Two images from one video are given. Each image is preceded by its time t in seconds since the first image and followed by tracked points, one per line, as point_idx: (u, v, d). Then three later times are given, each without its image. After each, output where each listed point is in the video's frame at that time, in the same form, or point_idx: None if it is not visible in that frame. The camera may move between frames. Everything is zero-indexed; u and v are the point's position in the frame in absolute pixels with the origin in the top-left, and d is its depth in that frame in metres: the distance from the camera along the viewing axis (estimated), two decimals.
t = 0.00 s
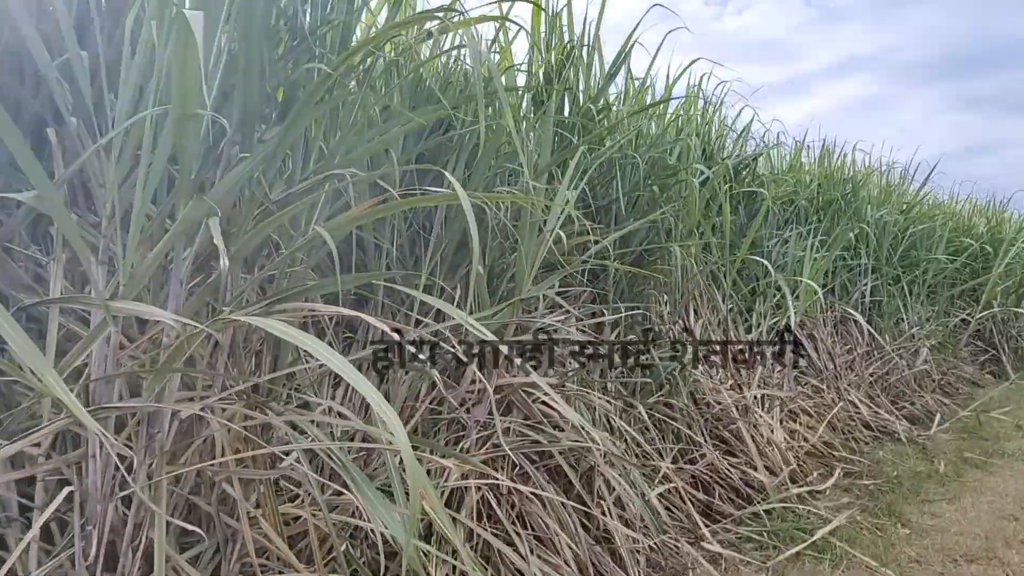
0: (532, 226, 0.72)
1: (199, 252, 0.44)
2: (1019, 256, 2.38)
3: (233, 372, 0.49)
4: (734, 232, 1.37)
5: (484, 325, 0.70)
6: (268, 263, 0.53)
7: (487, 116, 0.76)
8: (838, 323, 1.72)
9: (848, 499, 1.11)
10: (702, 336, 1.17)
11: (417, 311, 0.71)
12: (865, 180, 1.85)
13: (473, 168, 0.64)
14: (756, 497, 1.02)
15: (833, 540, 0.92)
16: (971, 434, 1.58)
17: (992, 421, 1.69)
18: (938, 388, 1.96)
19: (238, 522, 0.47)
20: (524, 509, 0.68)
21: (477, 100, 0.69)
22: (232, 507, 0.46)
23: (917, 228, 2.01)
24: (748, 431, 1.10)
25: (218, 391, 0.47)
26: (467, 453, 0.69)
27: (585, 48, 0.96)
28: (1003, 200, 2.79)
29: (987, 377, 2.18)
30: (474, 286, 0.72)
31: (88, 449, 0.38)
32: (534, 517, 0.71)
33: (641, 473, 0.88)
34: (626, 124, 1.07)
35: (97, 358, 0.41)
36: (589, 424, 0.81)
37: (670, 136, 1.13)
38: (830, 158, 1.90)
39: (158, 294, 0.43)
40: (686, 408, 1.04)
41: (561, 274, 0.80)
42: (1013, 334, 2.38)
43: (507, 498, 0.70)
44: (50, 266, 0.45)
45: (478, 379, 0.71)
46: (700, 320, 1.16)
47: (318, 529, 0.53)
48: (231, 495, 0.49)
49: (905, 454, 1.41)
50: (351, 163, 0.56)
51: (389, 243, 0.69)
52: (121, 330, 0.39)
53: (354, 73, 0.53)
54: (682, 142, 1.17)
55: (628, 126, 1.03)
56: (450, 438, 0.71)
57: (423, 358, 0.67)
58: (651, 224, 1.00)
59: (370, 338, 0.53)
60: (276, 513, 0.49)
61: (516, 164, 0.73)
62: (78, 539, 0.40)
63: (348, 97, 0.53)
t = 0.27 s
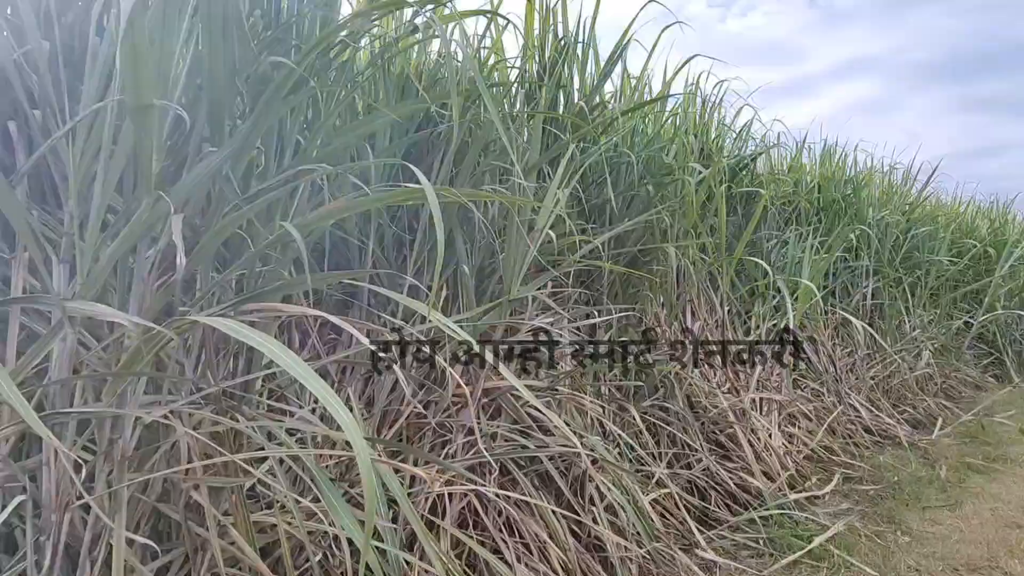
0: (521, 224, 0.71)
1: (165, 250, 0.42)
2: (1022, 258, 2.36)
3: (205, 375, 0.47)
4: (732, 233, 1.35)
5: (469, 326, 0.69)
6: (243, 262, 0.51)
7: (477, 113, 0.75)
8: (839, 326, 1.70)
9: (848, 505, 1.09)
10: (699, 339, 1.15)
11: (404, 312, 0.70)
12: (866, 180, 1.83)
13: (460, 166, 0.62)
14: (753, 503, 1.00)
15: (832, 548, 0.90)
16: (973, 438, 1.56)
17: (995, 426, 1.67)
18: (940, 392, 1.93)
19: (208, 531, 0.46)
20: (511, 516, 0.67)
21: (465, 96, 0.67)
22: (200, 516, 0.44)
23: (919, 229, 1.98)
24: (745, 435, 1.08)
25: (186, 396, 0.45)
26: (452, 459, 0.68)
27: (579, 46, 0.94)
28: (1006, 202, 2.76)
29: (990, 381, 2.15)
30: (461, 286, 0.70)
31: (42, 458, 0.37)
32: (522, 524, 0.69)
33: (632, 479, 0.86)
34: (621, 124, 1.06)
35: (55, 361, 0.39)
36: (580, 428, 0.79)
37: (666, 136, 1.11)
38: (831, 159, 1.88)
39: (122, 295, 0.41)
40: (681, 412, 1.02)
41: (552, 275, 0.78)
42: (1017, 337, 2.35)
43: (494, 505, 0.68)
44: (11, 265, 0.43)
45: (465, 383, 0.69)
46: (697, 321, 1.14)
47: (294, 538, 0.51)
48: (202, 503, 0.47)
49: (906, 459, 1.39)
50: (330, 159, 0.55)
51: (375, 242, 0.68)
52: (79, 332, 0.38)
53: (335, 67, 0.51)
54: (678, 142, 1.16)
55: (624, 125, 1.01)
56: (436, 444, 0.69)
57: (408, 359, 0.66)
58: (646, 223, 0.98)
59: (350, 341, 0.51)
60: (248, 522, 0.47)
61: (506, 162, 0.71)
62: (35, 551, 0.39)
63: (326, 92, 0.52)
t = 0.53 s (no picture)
0: (506, 223, 0.68)
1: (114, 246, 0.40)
2: None
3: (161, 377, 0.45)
4: (729, 234, 1.33)
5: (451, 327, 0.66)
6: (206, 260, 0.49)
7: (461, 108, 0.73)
8: (838, 329, 1.67)
9: (845, 513, 1.06)
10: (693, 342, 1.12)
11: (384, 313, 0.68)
12: (866, 181, 1.80)
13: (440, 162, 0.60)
14: (747, 511, 0.97)
15: (827, 558, 0.87)
16: (974, 444, 1.53)
17: (997, 431, 1.64)
18: (941, 396, 1.90)
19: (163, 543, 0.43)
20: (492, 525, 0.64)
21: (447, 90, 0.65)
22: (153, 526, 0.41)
23: (919, 231, 1.96)
24: (740, 441, 1.06)
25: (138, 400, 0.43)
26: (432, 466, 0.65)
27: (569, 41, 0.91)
28: (1008, 205, 2.73)
29: (992, 385, 2.12)
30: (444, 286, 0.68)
31: None
32: (505, 533, 0.67)
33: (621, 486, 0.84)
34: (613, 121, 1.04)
35: None
36: (566, 434, 0.77)
37: (660, 134, 1.09)
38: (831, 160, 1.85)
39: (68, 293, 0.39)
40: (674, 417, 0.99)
41: (539, 275, 0.76)
42: (1019, 341, 2.32)
43: (475, 514, 0.66)
44: None
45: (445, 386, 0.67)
46: (691, 324, 1.12)
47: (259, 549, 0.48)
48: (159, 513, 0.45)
49: (905, 465, 1.36)
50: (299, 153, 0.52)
51: (354, 241, 0.66)
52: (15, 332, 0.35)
53: (306, 57, 0.49)
54: (673, 140, 1.13)
55: (616, 122, 0.99)
56: (416, 450, 0.67)
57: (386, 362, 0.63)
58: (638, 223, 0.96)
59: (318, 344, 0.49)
60: (206, 532, 0.44)
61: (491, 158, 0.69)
62: None
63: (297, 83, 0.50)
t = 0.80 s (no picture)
0: (488, 226, 0.66)
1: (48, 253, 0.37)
2: None
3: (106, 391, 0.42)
4: (724, 236, 1.30)
5: (429, 333, 0.64)
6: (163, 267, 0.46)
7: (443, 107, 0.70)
8: (836, 333, 1.64)
9: (842, 523, 1.04)
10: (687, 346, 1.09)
11: (361, 319, 0.65)
12: (864, 183, 1.77)
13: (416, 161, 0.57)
14: (741, 522, 0.94)
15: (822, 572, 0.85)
16: (974, 451, 1.50)
17: (997, 437, 1.61)
18: (941, 401, 1.87)
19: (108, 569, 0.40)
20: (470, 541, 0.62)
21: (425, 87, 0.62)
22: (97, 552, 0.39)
23: (918, 234, 1.93)
24: (734, 448, 1.03)
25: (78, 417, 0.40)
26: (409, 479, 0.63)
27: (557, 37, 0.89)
28: (1008, 207, 2.71)
29: (992, 390, 2.09)
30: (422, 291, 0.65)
31: None
32: (485, 549, 0.64)
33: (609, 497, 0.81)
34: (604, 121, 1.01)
35: None
36: (551, 444, 0.74)
37: (652, 135, 1.07)
38: (829, 161, 1.82)
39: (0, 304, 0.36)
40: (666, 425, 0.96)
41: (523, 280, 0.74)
42: (1019, 344, 2.30)
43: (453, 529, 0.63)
44: None
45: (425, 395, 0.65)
46: (684, 329, 1.09)
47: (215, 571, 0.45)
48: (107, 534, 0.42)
49: (904, 472, 1.33)
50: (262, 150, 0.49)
51: (329, 244, 0.63)
52: None
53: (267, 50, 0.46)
54: (665, 141, 1.11)
55: (606, 121, 0.97)
56: (393, 462, 0.64)
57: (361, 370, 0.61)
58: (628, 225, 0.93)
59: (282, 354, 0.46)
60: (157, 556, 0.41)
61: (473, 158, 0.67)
62: None
63: (261, 79, 0.47)
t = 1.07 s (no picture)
0: (469, 225, 0.64)
1: None
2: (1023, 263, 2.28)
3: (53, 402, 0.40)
4: (717, 236, 1.28)
5: (408, 335, 0.62)
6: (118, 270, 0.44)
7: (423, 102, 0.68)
8: (832, 334, 1.62)
9: (836, 529, 1.02)
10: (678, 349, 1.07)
11: (338, 322, 0.63)
12: (859, 182, 1.75)
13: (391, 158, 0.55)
14: (733, 528, 0.92)
15: None
16: (971, 453, 1.49)
17: (994, 439, 1.60)
18: (938, 402, 1.85)
19: None
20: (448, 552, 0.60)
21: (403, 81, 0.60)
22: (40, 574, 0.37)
23: (915, 233, 1.91)
24: (725, 453, 1.01)
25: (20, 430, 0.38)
26: (386, 488, 0.61)
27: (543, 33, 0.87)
28: (1006, 205, 2.69)
29: (989, 391, 2.08)
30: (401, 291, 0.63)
31: None
32: (465, 561, 0.62)
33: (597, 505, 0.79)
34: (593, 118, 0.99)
35: None
36: (535, 450, 0.72)
37: (643, 132, 1.05)
38: (824, 160, 1.80)
39: None
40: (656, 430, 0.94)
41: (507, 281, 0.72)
42: (1016, 345, 2.28)
43: (432, 540, 0.61)
44: None
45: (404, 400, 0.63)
46: (676, 330, 1.07)
47: None
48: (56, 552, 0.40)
49: (900, 475, 1.31)
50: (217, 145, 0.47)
51: (303, 244, 0.61)
52: None
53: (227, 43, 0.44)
54: (656, 139, 1.09)
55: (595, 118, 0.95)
56: (370, 470, 0.62)
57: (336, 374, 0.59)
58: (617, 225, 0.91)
59: (244, 359, 0.44)
60: None
61: (454, 155, 0.65)
62: None
63: (224, 71, 0.45)
